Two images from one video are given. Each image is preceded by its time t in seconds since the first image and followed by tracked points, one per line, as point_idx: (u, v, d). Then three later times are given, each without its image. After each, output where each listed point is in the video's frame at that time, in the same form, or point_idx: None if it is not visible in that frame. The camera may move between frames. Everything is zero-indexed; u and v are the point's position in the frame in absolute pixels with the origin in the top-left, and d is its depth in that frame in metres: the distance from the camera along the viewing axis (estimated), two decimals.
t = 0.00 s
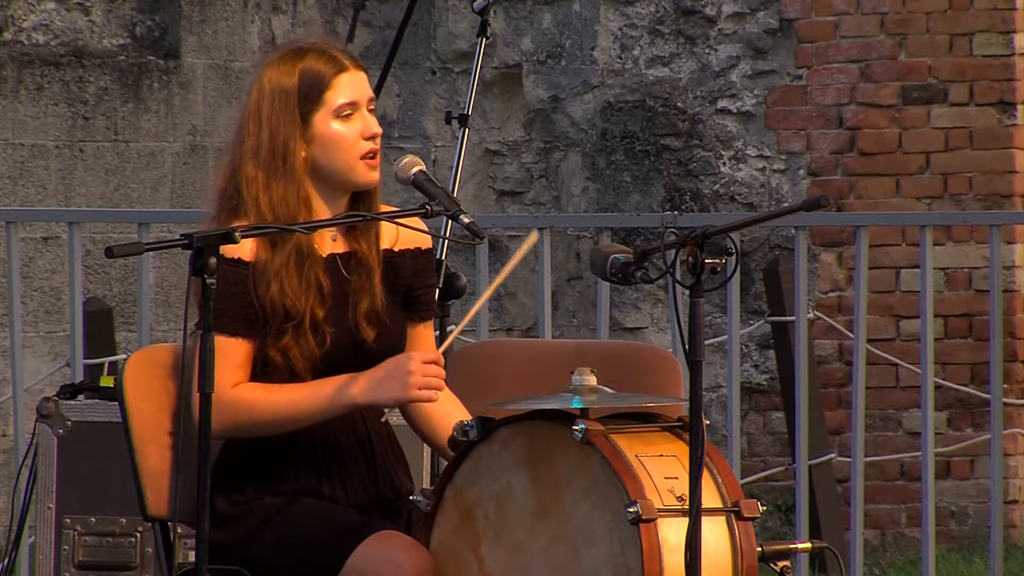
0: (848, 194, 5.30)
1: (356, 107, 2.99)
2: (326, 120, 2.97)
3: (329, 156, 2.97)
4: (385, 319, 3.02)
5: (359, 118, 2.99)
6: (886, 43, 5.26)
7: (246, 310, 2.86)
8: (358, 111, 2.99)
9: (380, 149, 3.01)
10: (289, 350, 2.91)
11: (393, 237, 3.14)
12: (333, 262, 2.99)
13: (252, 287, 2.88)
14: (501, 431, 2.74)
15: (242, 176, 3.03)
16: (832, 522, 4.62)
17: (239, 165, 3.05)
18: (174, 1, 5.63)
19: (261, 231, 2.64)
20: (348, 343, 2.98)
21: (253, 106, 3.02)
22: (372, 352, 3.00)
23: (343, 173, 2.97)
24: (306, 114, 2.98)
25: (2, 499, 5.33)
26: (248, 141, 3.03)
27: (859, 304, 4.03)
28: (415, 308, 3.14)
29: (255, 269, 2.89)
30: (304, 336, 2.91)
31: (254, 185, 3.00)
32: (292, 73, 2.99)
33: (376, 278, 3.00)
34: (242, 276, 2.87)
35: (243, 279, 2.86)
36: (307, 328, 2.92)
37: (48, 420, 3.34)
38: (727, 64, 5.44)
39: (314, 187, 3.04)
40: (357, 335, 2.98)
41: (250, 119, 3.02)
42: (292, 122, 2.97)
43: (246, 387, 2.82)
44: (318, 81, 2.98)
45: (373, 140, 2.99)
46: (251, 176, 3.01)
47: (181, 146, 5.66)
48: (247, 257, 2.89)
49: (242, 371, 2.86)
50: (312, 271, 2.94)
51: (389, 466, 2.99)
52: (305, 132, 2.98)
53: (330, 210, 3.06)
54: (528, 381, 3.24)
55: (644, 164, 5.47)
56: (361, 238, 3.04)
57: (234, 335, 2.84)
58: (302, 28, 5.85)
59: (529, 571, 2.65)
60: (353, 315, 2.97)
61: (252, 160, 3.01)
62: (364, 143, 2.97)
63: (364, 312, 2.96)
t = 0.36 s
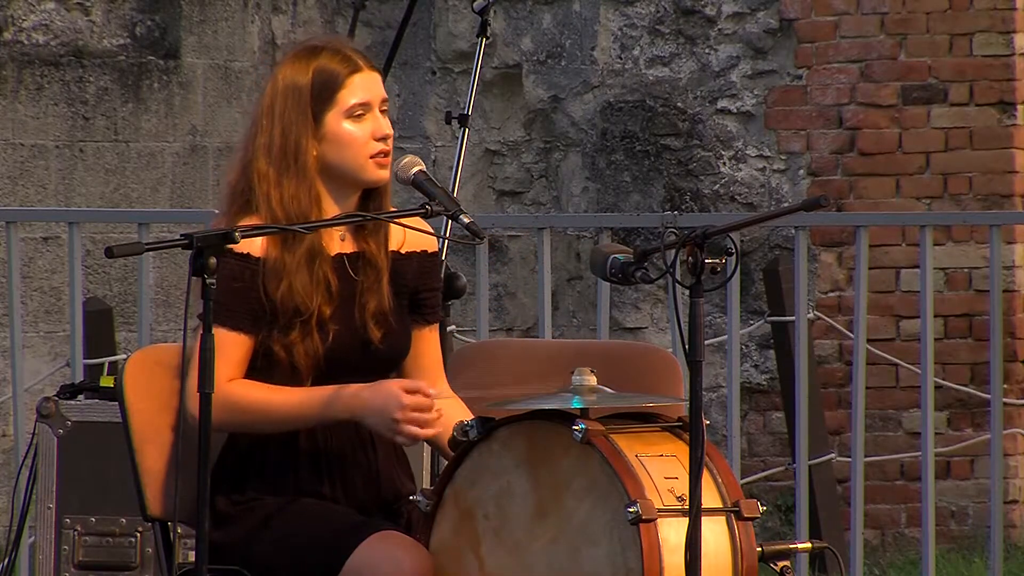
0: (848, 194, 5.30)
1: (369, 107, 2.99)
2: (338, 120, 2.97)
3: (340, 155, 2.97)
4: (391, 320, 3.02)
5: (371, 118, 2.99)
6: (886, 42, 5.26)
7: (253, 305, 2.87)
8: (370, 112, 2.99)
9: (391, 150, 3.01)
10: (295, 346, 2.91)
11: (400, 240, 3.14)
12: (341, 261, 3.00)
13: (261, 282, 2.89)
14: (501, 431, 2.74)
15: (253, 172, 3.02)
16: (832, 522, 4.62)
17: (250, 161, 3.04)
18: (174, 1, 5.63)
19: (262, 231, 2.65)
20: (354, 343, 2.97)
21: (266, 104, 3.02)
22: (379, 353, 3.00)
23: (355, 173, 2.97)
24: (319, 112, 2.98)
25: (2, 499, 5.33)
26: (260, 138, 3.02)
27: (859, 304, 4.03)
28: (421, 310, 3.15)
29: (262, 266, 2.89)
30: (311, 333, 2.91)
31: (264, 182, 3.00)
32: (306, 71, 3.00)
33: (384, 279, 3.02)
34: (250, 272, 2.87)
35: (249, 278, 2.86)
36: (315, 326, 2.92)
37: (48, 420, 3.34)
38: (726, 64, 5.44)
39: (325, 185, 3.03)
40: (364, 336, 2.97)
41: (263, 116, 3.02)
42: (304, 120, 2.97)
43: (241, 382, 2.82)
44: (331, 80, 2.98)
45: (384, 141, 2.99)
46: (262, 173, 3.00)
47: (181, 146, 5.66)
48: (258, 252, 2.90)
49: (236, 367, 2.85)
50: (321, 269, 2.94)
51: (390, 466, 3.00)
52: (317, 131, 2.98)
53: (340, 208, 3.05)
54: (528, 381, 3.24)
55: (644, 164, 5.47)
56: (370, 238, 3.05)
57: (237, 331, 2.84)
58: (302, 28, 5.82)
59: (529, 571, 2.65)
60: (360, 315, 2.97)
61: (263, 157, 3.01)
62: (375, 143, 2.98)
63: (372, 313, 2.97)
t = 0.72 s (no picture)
0: (848, 194, 5.30)
1: (374, 109, 2.97)
2: (343, 122, 2.97)
3: (345, 158, 2.97)
4: (392, 319, 3.03)
5: (376, 121, 2.98)
6: (886, 42, 5.26)
7: (255, 302, 2.87)
8: (375, 114, 2.98)
9: (396, 152, 3.00)
10: (296, 347, 2.91)
11: (404, 241, 3.15)
12: (344, 262, 2.99)
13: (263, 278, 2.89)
14: (501, 430, 2.74)
15: (259, 173, 3.04)
16: (832, 522, 4.61)
17: (257, 159, 3.05)
18: (173, 1, 5.63)
19: (263, 231, 2.64)
20: (355, 342, 2.97)
21: (272, 105, 3.03)
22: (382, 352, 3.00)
23: (358, 175, 2.97)
24: (324, 114, 2.98)
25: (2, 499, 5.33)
26: (266, 138, 3.04)
27: (859, 304, 4.03)
28: (423, 311, 3.15)
29: (264, 266, 2.90)
30: (311, 335, 2.92)
31: (269, 182, 3.01)
32: (312, 72, 2.99)
33: (387, 278, 3.02)
34: (252, 268, 2.88)
35: (251, 275, 2.87)
36: (316, 327, 2.92)
37: (48, 420, 3.34)
38: (727, 64, 5.44)
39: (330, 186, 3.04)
40: (367, 334, 2.98)
41: (269, 116, 3.03)
42: (309, 122, 2.97)
43: (240, 375, 2.82)
44: (336, 81, 2.97)
45: (388, 144, 2.98)
46: (267, 173, 3.01)
47: (181, 146, 5.66)
48: (261, 251, 2.91)
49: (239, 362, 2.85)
50: (324, 269, 2.94)
51: (390, 465, 3.00)
52: (321, 132, 2.98)
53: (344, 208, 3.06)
54: (529, 381, 3.24)
55: (644, 164, 5.47)
56: (374, 238, 3.04)
57: (239, 327, 2.84)
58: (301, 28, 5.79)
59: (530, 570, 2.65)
60: (362, 315, 2.98)
61: (269, 157, 3.02)
62: (379, 146, 2.97)
63: (375, 313, 2.98)
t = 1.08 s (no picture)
0: (848, 194, 5.30)
1: (371, 112, 2.98)
2: (340, 123, 2.97)
3: (343, 159, 2.97)
4: (392, 320, 3.03)
5: (373, 124, 2.98)
6: (886, 42, 5.26)
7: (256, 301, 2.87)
8: (373, 116, 2.98)
9: (393, 155, 3.00)
10: (297, 347, 2.90)
11: (403, 241, 3.15)
12: (343, 263, 2.99)
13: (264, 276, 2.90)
14: (501, 431, 2.74)
15: (259, 171, 3.03)
16: (832, 522, 4.62)
17: (257, 157, 3.05)
18: (173, 1, 5.62)
19: (263, 231, 2.65)
20: (355, 343, 2.97)
21: (271, 103, 3.03)
22: (381, 354, 3.00)
23: (354, 176, 2.97)
24: (322, 114, 2.98)
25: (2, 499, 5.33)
26: (265, 136, 3.04)
27: (859, 304, 4.03)
28: (422, 311, 3.14)
29: (265, 265, 2.90)
30: (312, 334, 2.91)
31: (269, 180, 3.01)
32: (312, 72, 2.99)
33: (387, 281, 3.01)
34: (252, 269, 2.88)
35: (251, 274, 2.87)
36: (317, 327, 2.92)
37: (48, 420, 3.34)
38: (726, 64, 5.44)
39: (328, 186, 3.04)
40: (367, 337, 2.98)
41: (269, 115, 3.03)
42: (308, 122, 2.98)
43: (236, 377, 2.82)
44: (336, 82, 2.97)
45: (385, 146, 2.98)
46: (266, 172, 3.01)
47: (181, 146, 5.66)
48: (262, 250, 2.91)
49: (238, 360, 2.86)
50: (324, 268, 2.94)
51: (389, 466, 2.99)
52: (319, 132, 2.98)
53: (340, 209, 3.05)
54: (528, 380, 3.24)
55: (644, 164, 5.47)
56: (374, 239, 3.04)
57: (238, 326, 2.85)
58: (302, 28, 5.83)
59: (529, 571, 2.65)
60: (362, 317, 2.97)
61: (268, 155, 3.02)
62: (376, 148, 2.97)
63: (375, 315, 2.97)
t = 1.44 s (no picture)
0: (848, 194, 5.30)
1: (377, 111, 2.98)
2: (345, 118, 2.97)
3: (344, 155, 2.96)
4: (390, 325, 3.02)
5: (378, 123, 2.97)
6: (886, 42, 5.26)
7: (254, 296, 2.88)
8: (378, 115, 2.98)
9: (394, 156, 3.00)
10: (295, 336, 2.89)
11: (400, 236, 3.14)
12: (339, 260, 2.99)
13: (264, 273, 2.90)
14: (501, 430, 2.74)
15: (262, 159, 3.04)
16: (832, 522, 4.62)
17: (261, 147, 3.05)
18: (173, 1, 5.62)
19: (262, 231, 2.64)
20: (351, 343, 2.96)
21: (278, 94, 3.02)
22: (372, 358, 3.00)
23: (353, 174, 2.97)
24: (328, 108, 2.98)
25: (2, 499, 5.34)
26: (270, 126, 3.03)
27: (859, 304, 4.03)
28: (419, 305, 3.16)
29: (259, 264, 2.89)
30: (310, 324, 2.90)
31: (271, 169, 3.01)
32: (321, 69, 3.00)
33: (386, 287, 3.01)
34: (245, 274, 2.87)
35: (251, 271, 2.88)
36: (316, 319, 2.91)
37: (48, 420, 3.34)
38: (727, 64, 5.44)
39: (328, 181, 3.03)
40: (360, 340, 2.97)
41: (275, 107, 3.02)
42: (314, 113, 2.97)
43: (234, 379, 2.82)
44: (344, 78, 2.98)
45: (387, 147, 2.97)
46: (270, 161, 3.01)
47: (181, 146, 5.66)
48: (254, 251, 2.89)
49: (236, 362, 2.86)
50: (322, 261, 2.94)
51: (388, 466, 2.99)
52: (324, 126, 2.98)
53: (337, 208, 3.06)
54: (527, 380, 3.24)
55: (644, 164, 5.47)
56: (369, 241, 3.03)
57: (235, 327, 2.84)
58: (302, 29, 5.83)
59: (529, 571, 2.65)
60: (358, 317, 2.96)
61: (273, 145, 3.02)
62: (376, 148, 2.96)
63: (372, 318, 2.97)
